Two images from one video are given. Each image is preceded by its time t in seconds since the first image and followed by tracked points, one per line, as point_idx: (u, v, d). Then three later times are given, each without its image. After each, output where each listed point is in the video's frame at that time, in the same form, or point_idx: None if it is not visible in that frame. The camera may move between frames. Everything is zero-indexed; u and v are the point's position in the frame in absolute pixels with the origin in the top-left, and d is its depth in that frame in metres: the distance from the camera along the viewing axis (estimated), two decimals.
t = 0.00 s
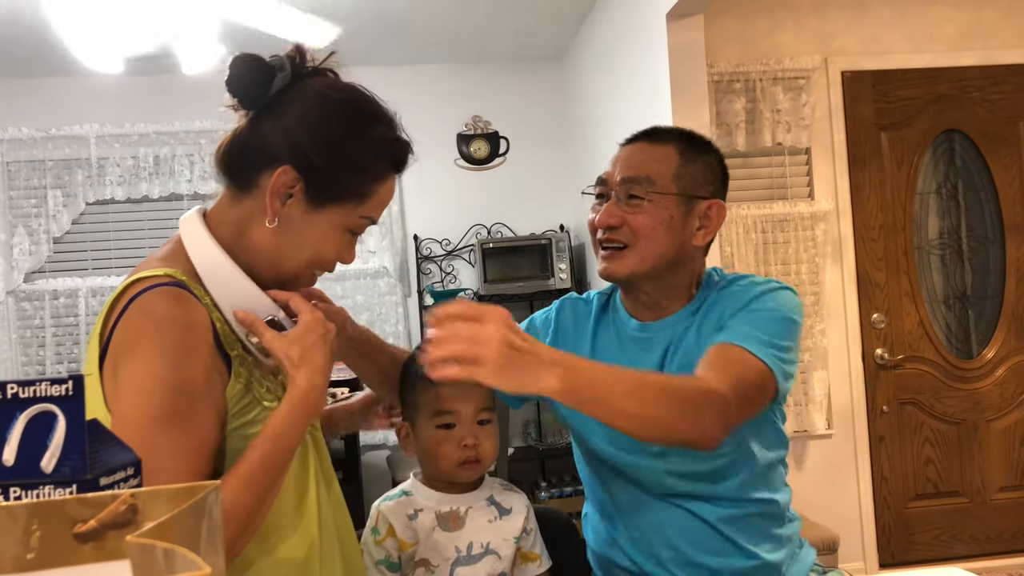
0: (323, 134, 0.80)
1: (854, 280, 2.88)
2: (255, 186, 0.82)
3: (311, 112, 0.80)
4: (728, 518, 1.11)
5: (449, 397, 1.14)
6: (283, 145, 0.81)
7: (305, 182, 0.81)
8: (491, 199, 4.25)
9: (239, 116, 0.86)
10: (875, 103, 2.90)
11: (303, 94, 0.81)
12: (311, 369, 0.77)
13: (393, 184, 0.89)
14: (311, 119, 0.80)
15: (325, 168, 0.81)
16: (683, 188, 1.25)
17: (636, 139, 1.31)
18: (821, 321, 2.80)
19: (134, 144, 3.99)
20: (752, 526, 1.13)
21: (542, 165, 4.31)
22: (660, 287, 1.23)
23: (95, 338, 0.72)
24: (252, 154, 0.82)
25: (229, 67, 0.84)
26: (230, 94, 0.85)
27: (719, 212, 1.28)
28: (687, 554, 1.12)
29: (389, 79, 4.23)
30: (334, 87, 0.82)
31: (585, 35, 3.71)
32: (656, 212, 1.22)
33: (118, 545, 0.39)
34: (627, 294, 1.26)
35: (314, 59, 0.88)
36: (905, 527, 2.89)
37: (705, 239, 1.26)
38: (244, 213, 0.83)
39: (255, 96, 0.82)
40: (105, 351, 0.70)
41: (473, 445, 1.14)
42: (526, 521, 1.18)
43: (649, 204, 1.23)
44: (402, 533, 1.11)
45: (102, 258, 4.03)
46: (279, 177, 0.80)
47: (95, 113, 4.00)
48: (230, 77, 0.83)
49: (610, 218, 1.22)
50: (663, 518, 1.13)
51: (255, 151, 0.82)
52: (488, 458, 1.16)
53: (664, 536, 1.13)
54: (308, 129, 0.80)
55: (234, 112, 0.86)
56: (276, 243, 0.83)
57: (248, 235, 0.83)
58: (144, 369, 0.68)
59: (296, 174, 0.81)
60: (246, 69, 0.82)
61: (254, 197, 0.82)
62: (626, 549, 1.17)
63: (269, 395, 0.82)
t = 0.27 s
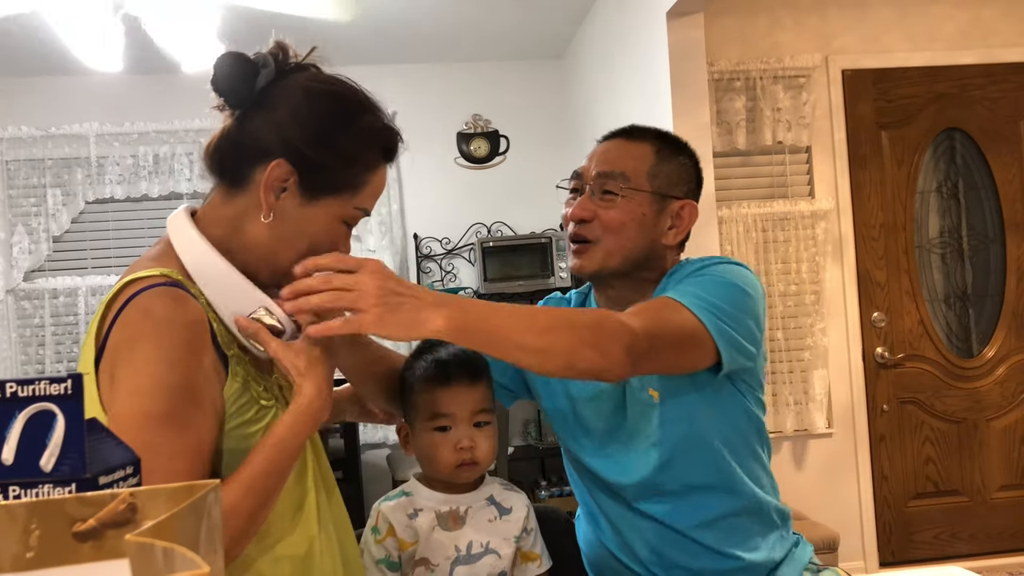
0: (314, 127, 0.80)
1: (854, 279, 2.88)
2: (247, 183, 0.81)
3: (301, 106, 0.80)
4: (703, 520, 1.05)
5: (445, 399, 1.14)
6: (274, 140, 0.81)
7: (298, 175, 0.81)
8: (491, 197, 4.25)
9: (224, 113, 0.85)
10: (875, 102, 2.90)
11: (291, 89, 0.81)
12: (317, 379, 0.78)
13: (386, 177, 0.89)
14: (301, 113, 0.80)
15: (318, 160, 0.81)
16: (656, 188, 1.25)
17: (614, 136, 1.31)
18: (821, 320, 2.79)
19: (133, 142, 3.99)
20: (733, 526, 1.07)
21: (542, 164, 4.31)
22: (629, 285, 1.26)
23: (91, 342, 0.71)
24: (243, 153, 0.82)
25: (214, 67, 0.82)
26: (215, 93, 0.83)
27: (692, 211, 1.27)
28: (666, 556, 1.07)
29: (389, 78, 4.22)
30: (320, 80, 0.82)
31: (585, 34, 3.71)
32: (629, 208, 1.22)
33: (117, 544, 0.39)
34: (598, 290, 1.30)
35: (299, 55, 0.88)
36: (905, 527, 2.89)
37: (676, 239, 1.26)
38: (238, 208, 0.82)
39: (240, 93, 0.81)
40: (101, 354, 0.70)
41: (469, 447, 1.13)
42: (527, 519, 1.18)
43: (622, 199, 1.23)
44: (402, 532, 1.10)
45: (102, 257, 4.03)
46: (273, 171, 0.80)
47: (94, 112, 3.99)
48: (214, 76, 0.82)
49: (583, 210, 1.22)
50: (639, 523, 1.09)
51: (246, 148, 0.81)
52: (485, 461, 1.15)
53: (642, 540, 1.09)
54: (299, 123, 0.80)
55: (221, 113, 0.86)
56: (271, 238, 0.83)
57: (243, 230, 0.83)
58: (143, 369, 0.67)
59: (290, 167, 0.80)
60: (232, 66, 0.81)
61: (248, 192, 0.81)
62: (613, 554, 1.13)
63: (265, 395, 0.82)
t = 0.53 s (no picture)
0: (321, 128, 0.81)
1: (853, 279, 2.88)
2: (254, 183, 0.82)
3: (307, 107, 0.81)
4: (692, 521, 1.03)
5: (443, 399, 1.14)
6: (281, 141, 0.81)
7: (306, 175, 0.81)
8: (490, 198, 4.25)
9: (226, 116, 0.85)
10: (874, 102, 2.90)
11: (296, 90, 0.81)
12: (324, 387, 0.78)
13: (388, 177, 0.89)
14: (307, 114, 0.80)
15: (325, 160, 0.81)
16: (633, 190, 1.24)
17: (592, 140, 1.31)
18: (821, 320, 2.79)
19: (133, 143, 3.98)
20: (724, 525, 1.05)
21: (541, 164, 4.31)
22: (602, 284, 1.27)
23: (92, 336, 0.72)
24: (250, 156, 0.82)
25: (218, 69, 0.82)
26: (218, 95, 0.83)
27: (668, 214, 1.26)
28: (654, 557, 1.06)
29: (388, 78, 4.22)
30: (325, 82, 0.83)
31: (584, 34, 3.71)
32: (605, 209, 1.22)
33: (118, 545, 0.39)
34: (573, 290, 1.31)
35: (299, 59, 0.88)
36: (905, 527, 2.89)
37: (651, 242, 1.26)
38: (239, 209, 0.83)
39: (245, 96, 0.81)
40: (103, 348, 0.70)
41: (466, 446, 1.14)
42: (527, 520, 1.18)
43: (599, 201, 1.23)
44: (402, 531, 1.10)
45: (102, 257, 4.03)
46: (281, 172, 0.80)
47: (94, 112, 3.99)
48: (218, 78, 0.82)
49: (559, 211, 1.22)
50: (627, 527, 1.07)
51: (252, 150, 0.81)
52: (481, 462, 1.15)
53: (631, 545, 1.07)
54: (306, 123, 0.80)
55: (221, 116, 0.86)
56: (275, 238, 0.83)
57: (247, 231, 0.83)
58: (143, 363, 0.67)
59: (298, 167, 0.81)
60: (236, 68, 0.80)
61: (253, 193, 0.82)
62: (608, 559, 1.12)
63: (263, 395, 0.82)
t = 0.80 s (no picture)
0: (336, 130, 0.81)
1: (849, 279, 2.89)
2: (263, 183, 0.81)
3: (321, 108, 0.81)
4: (677, 519, 1.03)
5: (431, 391, 1.15)
6: (295, 141, 0.81)
7: (320, 176, 0.81)
8: (487, 198, 4.25)
9: (234, 118, 0.85)
10: (871, 103, 2.91)
11: (309, 92, 0.82)
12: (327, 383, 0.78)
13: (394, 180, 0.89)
14: (321, 115, 0.81)
15: (339, 161, 0.81)
16: (613, 192, 1.24)
17: (572, 143, 1.30)
18: (817, 320, 2.80)
19: (128, 143, 3.97)
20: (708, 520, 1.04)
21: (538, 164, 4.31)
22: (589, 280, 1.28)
23: (99, 330, 0.70)
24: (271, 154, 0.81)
25: (229, 71, 0.82)
26: (228, 96, 0.83)
27: (646, 216, 1.25)
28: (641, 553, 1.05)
29: (386, 78, 4.22)
30: (337, 87, 0.84)
31: (581, 34, 3.71)
32: (586, 210, 1.22)
33: (112, 545, 0.39)
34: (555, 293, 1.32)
35: (307, 65, 0.88)
36: (900, 526, 2.89)
37: (631, 243, 1.26)
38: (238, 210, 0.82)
39: (255, 97, 0.81)
40: (111, 345, 0.69)
41: (450, 440, 1.14)
42: (522, 521, 1.18)
43: (579, 202, 1.23)
44: (398, 532, 1.10)
45: (98, 257, 4.02)
46: (296, 171, 0.80)
47: (89, 112, 3.98)
48: (229, 79, 0.82)
49: (540, 212, 1.23)
50: (614, 526, 1.06)
51: (264, 149, 0.81)
52: (466, 457, 1.15)
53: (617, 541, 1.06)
54: (319, 124, 0.81)
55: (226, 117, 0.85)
56: (278, 238, 0.82)
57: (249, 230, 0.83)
58: (154, 360, 0.65)
59: (312, 168, 0.81)
60: (249, 69, 0.81)
61: (262, 194, 0.81)
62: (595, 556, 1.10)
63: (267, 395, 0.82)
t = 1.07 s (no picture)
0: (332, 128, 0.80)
1: (843, 281, 2.90)
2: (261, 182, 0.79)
3: (316, 106, 0.80)
4: (660, 513, 1.02)
5: (415, 376, 1.20)
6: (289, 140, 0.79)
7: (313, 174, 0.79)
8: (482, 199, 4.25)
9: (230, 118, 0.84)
10: (865, 105, 2.92)
11: (305, 91, 0.80)
12: (328, 342, 0.73)
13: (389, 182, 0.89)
14: (316, 112, 0.79)
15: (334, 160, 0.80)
16: (605, 193, 1.24)
17: (564, 144, 1.30)
18: (810, 321, 2.80)
19: (122, 142, 3.96)
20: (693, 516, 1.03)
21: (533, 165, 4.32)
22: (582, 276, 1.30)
23: (92, 328, 0.68)
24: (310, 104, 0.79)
25: (226, 69, 0.81)
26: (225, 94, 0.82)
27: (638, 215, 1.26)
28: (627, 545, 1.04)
29: (381, 78, 4.22)
30: (332, 86, 0.83)
31: (576, 36, 3.71)
32: (578, 209, 1.22)
33: (102, 547, 0.39)
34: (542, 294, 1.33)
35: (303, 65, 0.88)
36: (892, 528, 2.90)
37: (620, 243, 1.27)
38: (234, 210, 0.82)
39: (252, 97, 0.80)
40: (107, 342, 0.67)
41: (427, 423, 1.17)
42: (512, 523, 1.17)
43: (572, 202, 1.23)
44: (386, 536, 1.09)
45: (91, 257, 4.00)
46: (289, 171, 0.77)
47: (83, 111, 3.97)
48: (227, 77, 0.81)
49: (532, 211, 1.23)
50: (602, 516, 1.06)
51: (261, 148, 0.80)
52: (443, 442, 1.16)
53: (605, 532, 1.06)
54: (314, 121, 0.79)
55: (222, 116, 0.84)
56: (273, 237, 0.82)
57: (245, 229, 0.83)
58: (156, 359, 0.64)
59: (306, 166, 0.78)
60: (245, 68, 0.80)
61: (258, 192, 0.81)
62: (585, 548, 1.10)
63: (264, 392, 0.81)
